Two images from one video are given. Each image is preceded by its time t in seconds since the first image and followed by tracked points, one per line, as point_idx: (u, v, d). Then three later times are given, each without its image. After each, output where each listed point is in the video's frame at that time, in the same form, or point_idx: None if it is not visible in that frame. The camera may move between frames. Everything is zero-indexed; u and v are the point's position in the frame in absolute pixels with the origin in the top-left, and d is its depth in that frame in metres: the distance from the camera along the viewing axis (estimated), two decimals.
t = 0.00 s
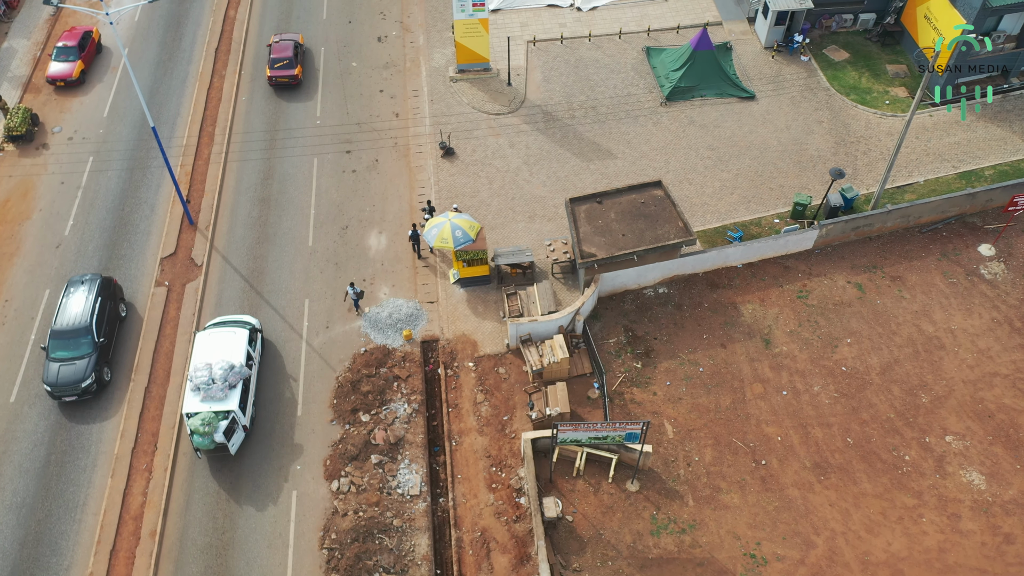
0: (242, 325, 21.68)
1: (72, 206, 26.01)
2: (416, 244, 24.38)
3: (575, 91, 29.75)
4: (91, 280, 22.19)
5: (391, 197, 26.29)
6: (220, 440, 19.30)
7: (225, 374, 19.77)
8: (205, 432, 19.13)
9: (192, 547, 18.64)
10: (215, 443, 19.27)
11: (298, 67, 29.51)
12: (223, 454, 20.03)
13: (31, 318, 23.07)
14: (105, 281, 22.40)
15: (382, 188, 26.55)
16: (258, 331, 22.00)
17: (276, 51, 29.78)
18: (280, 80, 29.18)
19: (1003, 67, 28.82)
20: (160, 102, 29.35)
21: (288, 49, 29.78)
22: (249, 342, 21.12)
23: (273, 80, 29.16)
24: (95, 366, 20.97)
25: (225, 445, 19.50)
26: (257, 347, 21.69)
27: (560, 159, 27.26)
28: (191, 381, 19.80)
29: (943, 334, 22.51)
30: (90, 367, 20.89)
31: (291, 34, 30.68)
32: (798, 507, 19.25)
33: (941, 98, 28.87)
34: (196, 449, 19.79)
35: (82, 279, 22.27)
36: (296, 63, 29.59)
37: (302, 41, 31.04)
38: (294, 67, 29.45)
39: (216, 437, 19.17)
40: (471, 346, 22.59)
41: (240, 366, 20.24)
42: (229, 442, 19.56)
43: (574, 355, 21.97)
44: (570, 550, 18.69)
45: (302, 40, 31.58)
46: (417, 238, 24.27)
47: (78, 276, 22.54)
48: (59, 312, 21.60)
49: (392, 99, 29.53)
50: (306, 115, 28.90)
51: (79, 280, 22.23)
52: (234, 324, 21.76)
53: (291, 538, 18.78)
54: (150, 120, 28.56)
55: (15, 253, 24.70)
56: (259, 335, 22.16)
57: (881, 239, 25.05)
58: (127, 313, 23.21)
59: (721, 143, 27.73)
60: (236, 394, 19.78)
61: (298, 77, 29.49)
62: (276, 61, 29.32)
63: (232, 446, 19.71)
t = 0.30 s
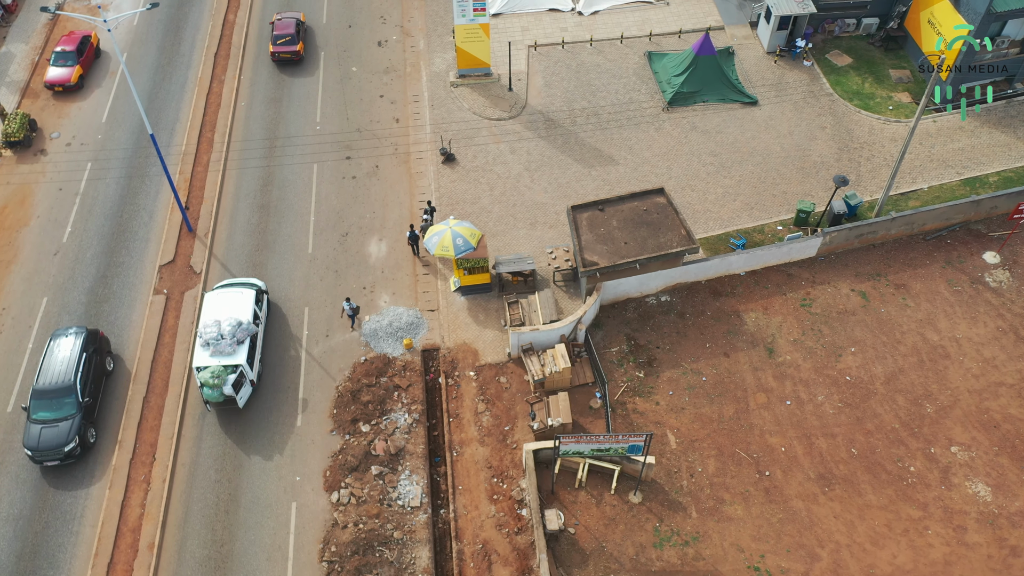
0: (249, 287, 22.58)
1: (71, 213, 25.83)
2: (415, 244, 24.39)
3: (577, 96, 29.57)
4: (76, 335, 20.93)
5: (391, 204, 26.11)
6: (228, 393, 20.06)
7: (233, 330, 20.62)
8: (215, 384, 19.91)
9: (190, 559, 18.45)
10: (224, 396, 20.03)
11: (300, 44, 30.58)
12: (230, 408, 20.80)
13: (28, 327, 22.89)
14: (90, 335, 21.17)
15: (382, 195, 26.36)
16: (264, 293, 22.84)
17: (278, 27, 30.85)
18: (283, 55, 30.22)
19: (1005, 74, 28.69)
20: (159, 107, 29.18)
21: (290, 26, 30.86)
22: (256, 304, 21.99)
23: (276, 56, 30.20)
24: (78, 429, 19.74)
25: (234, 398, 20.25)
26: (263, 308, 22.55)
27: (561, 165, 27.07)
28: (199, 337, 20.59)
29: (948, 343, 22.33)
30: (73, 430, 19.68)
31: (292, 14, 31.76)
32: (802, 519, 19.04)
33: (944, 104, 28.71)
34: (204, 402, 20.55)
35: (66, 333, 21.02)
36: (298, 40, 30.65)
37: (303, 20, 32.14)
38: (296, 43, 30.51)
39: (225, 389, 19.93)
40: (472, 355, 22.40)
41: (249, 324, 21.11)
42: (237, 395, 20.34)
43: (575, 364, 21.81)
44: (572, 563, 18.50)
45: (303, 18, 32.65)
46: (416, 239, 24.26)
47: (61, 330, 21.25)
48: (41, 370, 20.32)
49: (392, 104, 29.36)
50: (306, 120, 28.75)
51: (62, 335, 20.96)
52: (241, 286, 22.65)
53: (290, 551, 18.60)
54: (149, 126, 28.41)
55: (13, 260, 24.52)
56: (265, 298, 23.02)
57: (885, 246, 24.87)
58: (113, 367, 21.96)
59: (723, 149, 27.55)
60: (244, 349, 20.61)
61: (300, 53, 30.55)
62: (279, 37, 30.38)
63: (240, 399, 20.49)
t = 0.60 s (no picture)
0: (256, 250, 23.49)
1: (69, 219, 25.65)
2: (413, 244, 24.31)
3: (578, 101, 29.40)
4: (58, 396, 19.75)
5: (391, 211, 25.92)
6: (236, 348, 21.07)
7: (241, 290, 21.54)
8: (224, 340, 20.88)
9: (189, 572, 18.27)
10: (232, 351, 21.03)
11: (301, 21, 31.58)
12: (238, 363, 21.84)
13: (26, 336, 22.70)
14: (75, 395, 20.03)
15: (382, 201, 26.18)
16: (270, 257, 23.77)
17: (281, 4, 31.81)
18: (285, 32, 31.27)
19: (1010, 79, 28.51)
20: (158, 113, 29.01)
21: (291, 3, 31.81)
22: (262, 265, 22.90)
23: (279, 33, 31.26)
24: (61, 498, 18.57)
25: (241, 353, 21.27)
26: (269, 271, 23.49)
27: (563, 172, 26.89)
28: (209, 296, 21.52)
29: (953, 352, 22.14)
30: (56, 500, 18.51)
31: None
32: (807, 531, 18.84)
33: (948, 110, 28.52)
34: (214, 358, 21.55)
35: (49, 393, 19.86)
36: (299, 18, 31.64)
37: None
38: (298, 20, 31.51)
39: (233, 344, 20.94)
40: (473, 364, 22.21)
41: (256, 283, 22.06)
42: (245, 351, 21.34)
43: (577, 374, 21.65)
44: None
45: None
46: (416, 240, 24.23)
47: (43, 390, 20.09)
48: (21, 434, 19.15)
49: (392, 109, 29.19)
50: (306, 125, 28.58)
51: (45, 394, 19.82)
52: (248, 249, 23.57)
53: (290, 563, 18.41)
54: (147, 132, 28.25)
55: (11, 268, 24.34)
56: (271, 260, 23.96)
57: (889, 254, 24.70)
58: (99, 428, 20.78)
59: (726, 155, 27.37)
60: (251, 307, 21.55)
61: (301, 29, 31.57)
62: (281, 15, 31.40)
63: (248, 355, 21.51)
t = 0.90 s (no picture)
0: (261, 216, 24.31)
1: (67, 226, 25.48)
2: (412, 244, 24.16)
3: (580, 106, 29.23)
4: (39, 462, 18.54)
5: (392, 218, 25.74)
6: (244, 307, 21.82)
7: (248, 252, 22.34)
8: (232, 299, 21.67)
9: None
10: (239, 309, 21.79)
11: None
12: (245, 322, 22.61)
13: (23, 344, 22.51)
14: (56, 461, 18.82)
15: (382, 208, 26.00)
16: (275, 222, 24.57)
17: None
18: (287, 10, 32.40)
19: (1015, 84, 28.34)
20: (157, 118, 28.84)
21: None
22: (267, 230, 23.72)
23: (282, 11, 32.38)
24: None
25: (248, 311, 22.02)
26: (274, 236, 24.30)
27: (564, 178, 26.70)
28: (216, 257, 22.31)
29: (958, 361, 21.96)
30: None
31: None
32: (811, 543, 18.64)
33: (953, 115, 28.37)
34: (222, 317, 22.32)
35: (28, 459, 18.62)
36: None
37: None
38: None
39: (241, 303, 21.69)
40: (475, 373, 22.02)
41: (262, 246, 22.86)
42: (252, 310, 22.11)
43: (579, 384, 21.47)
44: None
45: None
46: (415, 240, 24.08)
47: (23, 455, 18.83)
48: None
49: (393, 115, 29.02)
50: (305, 131, 28.41)
51: (25, 460, 18.60)
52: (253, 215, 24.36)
53: None
54: (146, 137, 28.09)
55: (8, 275, 24.15)
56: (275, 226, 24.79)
57: (893, 262, 24.51)
58: (81, 493, 19.61)
59: (729, 161, 27.19)
60: (258, 268, 22.32)
61: (304, 8, 32.64)
62: None
63: (254, 314, 22.28)
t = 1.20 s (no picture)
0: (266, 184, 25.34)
1: (65, 233, 25.30)
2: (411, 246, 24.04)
3: (581, 111, 29.05)
4: (19, 536, 17.42)
5: (392, 224, 25.56)
6: (251, 267, 22.85)
7: (254, 215, 23.42)
8: (238, 260, 22.68)
9: None
10: (246, 270, 22.82)
11: None
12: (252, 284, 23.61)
13: (21, 353, 22.32)
14: (36, 534, 17.66)
15: (382, 214, 25.83)
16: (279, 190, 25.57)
17: None
18: None
19: (1019, 89, 28.16)
20: (156, 123, 28.67)
21: None
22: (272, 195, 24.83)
23: None
24: None
25: (255, 272, 23.05)
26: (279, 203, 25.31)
27: (566, 184, 26.52)
28: (224, 221, 23.43)
29: (963, 370, 21.78)
30: None
31: None
32: (816, 556, 18.44)
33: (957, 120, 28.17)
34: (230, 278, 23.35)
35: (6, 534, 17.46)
36: None
37: None
38: None
39: (247, 264, 22.72)
40: (476, 382, 21.84)
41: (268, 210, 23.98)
42: (258, 271, 23.14)
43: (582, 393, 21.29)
44: None
45: None
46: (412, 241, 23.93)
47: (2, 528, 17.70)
48: None
49: (393, 119, 28.84)
50: (305, 136, 28.23)
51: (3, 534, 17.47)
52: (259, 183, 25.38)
53: None
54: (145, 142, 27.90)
55: (6, 283, 23.96)
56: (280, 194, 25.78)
57: (897, 269, 24.33)
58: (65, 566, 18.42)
59: (732, 167, 27.00)
60: (264, 231, 23.40)
61: None
62: None
63: (260, 275, 23.27)
